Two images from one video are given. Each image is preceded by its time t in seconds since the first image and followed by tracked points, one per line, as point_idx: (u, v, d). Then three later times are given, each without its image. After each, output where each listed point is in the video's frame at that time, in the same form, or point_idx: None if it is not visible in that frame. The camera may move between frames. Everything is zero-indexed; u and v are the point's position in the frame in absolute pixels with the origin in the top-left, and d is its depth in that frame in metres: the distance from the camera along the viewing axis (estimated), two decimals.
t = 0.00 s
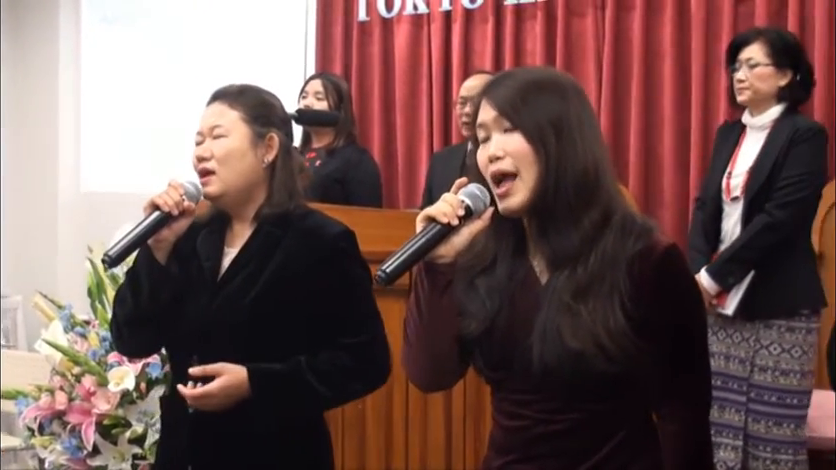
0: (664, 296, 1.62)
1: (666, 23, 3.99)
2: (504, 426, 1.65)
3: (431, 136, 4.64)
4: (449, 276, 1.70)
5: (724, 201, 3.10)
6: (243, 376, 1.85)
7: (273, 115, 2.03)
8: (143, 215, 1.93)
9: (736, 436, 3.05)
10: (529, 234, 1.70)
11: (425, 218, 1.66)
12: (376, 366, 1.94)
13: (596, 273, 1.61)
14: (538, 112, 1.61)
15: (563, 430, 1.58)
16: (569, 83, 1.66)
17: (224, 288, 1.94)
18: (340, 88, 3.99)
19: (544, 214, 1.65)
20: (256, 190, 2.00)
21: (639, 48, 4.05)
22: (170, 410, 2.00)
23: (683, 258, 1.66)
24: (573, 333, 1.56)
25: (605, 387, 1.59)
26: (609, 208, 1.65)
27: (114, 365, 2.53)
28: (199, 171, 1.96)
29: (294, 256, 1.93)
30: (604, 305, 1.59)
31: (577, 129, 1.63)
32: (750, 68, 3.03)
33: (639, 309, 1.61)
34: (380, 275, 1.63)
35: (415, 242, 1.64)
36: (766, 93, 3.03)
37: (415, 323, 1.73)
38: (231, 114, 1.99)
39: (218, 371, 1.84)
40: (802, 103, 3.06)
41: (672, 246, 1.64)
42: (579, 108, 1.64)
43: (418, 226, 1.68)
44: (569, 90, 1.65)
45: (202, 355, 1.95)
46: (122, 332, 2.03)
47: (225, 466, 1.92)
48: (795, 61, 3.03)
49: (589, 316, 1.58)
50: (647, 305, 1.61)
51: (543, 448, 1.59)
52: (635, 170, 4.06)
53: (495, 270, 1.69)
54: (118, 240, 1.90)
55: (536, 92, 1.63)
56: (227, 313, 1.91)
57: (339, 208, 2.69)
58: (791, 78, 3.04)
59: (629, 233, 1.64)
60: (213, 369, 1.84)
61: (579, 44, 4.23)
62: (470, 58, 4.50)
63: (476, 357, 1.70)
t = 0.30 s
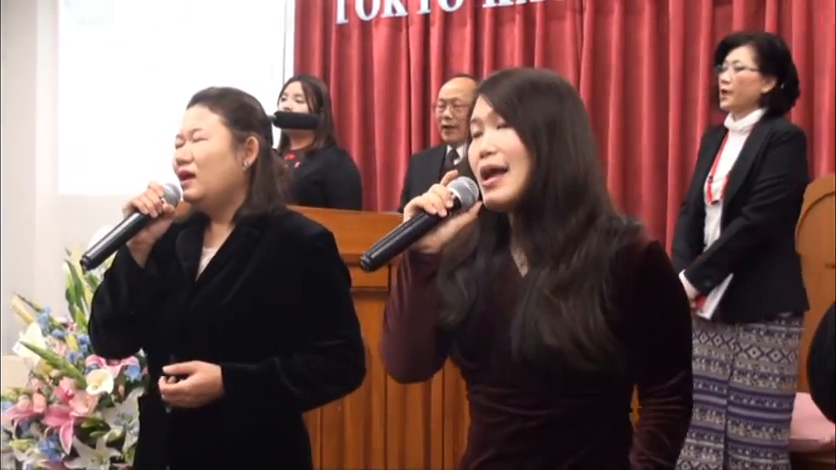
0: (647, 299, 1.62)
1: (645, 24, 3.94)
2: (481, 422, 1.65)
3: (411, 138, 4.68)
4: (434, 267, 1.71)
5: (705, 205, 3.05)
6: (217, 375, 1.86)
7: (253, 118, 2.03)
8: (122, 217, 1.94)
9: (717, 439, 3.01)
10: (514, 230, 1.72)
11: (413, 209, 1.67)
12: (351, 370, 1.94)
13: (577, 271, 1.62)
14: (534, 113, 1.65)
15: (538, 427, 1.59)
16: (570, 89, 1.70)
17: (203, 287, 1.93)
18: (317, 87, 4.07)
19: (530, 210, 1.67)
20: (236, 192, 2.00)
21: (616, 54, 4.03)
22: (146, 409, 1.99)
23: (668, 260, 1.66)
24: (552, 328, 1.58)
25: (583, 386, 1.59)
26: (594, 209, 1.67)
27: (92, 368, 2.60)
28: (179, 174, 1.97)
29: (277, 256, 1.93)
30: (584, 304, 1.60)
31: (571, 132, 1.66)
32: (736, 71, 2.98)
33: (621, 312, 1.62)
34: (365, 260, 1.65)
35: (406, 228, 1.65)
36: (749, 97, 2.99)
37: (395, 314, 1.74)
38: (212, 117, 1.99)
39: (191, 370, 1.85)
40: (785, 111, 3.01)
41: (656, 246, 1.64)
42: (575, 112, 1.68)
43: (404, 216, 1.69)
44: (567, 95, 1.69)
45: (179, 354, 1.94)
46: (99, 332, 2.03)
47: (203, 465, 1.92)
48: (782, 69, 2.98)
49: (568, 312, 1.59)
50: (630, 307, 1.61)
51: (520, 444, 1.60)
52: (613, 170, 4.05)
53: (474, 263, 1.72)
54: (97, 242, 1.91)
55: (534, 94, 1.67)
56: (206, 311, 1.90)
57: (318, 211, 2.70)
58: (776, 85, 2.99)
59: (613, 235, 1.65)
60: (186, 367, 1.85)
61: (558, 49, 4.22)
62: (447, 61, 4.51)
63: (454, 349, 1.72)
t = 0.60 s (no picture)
0: (631, 308, 1.63)
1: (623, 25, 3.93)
2: (461, 426, 1.65)
3: (388, 142, 4.53)
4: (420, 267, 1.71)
5: (689, 208, 3.02)
6: (192, 380, 1.86)
7: (229, 123, 2.03)
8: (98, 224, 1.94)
9: (701, 442, 2.96)
10: (499, 231, 1.71)
11: (400, 209, 1.65)
12: (324, 376, 1.93)
13: (563, 277, 1.62)
14: (525, 116, 1.65)
15: (520, 431, 1.59)
16: (560, 94, 1.70)
17: (179, 292, 1.93)
18: (296, 92, 3.83)
19: (516, 212, 1.67)
20: (211, 197, 2.00)
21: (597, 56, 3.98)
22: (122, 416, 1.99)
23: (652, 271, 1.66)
24: (536, 333, 1.58)
25: (563, 392, 1.60)
26: (581, 217, 1.68)
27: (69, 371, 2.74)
28: (154, 178, 1.97)
29: (250, 264, 1.93)
30: (568, 311, 1.60)
31: (560, 136, 1.67)
32: (723, 73, 2.97)
33: (605, 320, 1.62)
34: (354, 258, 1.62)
35: (391, 227, 1.63)
36: (735, 101, 2.97)
37: (379, 313, 1.73)
38: (188, 121, 1.99)
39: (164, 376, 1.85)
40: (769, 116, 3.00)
41: (640, 254, 1.65)
42: (565, 117, 1.68)
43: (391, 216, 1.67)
44: (559, 100, 1.69)
45: (156, 359, 1.94)
46: (76, 342, 2.02)
47: None
48: (768, 74, 2.98)
49: (552, 318, 1.59)
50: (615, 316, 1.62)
51: (500, 448, 1.59)
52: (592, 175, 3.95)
53: (460, 267, 1.70)
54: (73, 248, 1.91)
55: (526, 98, 1.67)
56: (184, 319, 1.91)
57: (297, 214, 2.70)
58: (761, 90, 2.98)
59: (600, 244, 1.65)
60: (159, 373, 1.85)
61: (536, 54, 4.18)
62: (427, 63, 4.43)
63: (436, 351, 1.71)
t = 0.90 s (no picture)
0: (611, 317, 1.63)
1: (598, 31, 3.95)
2: (440, 429, 1.64)
3: (366, 145, 4.54)
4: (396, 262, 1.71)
5: (671, 212, 3.00)
6: (167, 382, 1.86)
7: (203, 125, 2.02)
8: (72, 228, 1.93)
9: (689, 446, 2.92)
10: (480, 236, 1.71)
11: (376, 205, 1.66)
12: (299, 377, 1.94)
13: (545, 286, 1.62)
14: (506, 120, 1.65)
15: (500, 434, 1.58)
16: (545, 99, 1.70)
17: (153, 295, 1.93)
18: (276, 95, 3.81)
19: (497, 217, 1.67)
20: (185, 198, 2.00)
21: (571, 65, 4.00)
22: (99, 419, 1.98)
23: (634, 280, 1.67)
24: (517, 341, 1.57)
25: (543, 399, 1.59)
26: (566, 224, 1.68)
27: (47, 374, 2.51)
28: (127, 179, 1.96)
29: (226, 267, 1.93)
30: (549, 320, 1.60)
31: (543, 142, 1.66)
32: (704, 77, 2.98)
33: (585, 329, 1.62)
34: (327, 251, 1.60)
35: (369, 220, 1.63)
36: (715, 105, 2.97)
37: (357, 310, 1.73)
38: (162, 123, 1.98)
39: (138, 377, 1.86)
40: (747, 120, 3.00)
41: (622, 263, 1.65)
42: (548, 123, 1.68)
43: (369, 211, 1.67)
44: (544, 105, 1.69)
45: (131, 361, 1.94)
46: (51, 346, 2.02)
47: None
48: (747, 78, 2.99)
49: (533, 327, 1.58)
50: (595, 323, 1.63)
51: (478, 452, 1.59)
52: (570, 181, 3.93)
53: (443, 269, 1.70)
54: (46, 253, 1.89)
55: (510, 103, 1.66)
56: (160, 320, 1.90)
57: (274, 217, 2.69)
58: (741, 95, 2.99)
59: (584, 253, 1.65)
60: (133, 375, 1.86)
61: (512, 58, 4.19)
62: (404, 65, 4.45)
63: (415, 353, 1.70)
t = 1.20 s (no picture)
0: (587, 320, 1.64)
1: (575, 35, 3.96)
2: (418, 431, 1.64)
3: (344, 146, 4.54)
4: (370, 260, 1.69)
5: (651, 216, 3.01)
6: (143, 384, 1.86)
7: (177, 128, 2.04)
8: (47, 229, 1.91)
9: (675, 448, 2.90)
10: (458, 239, 1.71)
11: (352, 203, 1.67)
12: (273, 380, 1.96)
13: (522, 288, 1.62)
14: (484, 122, 1.65)
15: (477, 436, 1.58)
16: (524, 102, 1.71)
17: (128, 297, 1.92)
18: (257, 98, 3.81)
19: (475, 220, 1.67)
20: (160, 200, 2.01)
21: (549, 67, 4.01)
22: (74, 420, 1.98)
23: (611, 284, 1.67)
24: (494, 344, 1.57)
25: (521, 402, 1.59)
26: (545, 228, 1.68)
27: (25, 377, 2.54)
28: (103, 180, 1.96)
29: (203, 270, 1.95)
30: (526, 323, 1.60)
31: (521, 145, 1.67)
32: (683, 79, 3.00)
33: (562, 332, 1.63)
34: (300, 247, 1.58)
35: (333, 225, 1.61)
36: (695, 108, 2.98)
37: (332, 308, 1.71)
38: (138, 125, 1.99)
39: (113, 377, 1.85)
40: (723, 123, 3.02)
41: (599, 267, 1.65)
42: (526, 125, 1.69)
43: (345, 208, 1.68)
44: (522, 108, 1.70)
45: (106, 363, 1.93)
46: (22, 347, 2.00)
47: None
48: (724, 81, 3.01)
49: (510, 329, 1.58)
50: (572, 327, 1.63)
51: (455, 454, 1.58)
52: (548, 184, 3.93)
53: (423, 272, 1.70)
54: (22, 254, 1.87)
55: (487, 105, 1.67)
56: (136, 321, 1.90)
57: (255, 221, 2.71)
58: (719, 97, 3.01)
59: (561, 256, 1.65)
60: (108, 375, 1.85)
61: (489, 60, 4.19)
62: (381, 68, 4.45)
63: (393, 354, 1.70)
